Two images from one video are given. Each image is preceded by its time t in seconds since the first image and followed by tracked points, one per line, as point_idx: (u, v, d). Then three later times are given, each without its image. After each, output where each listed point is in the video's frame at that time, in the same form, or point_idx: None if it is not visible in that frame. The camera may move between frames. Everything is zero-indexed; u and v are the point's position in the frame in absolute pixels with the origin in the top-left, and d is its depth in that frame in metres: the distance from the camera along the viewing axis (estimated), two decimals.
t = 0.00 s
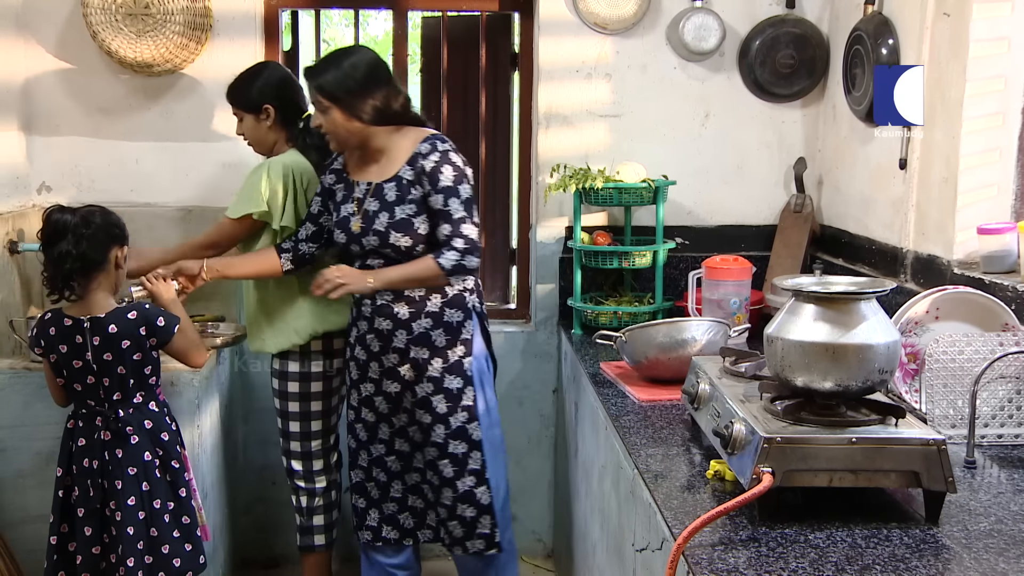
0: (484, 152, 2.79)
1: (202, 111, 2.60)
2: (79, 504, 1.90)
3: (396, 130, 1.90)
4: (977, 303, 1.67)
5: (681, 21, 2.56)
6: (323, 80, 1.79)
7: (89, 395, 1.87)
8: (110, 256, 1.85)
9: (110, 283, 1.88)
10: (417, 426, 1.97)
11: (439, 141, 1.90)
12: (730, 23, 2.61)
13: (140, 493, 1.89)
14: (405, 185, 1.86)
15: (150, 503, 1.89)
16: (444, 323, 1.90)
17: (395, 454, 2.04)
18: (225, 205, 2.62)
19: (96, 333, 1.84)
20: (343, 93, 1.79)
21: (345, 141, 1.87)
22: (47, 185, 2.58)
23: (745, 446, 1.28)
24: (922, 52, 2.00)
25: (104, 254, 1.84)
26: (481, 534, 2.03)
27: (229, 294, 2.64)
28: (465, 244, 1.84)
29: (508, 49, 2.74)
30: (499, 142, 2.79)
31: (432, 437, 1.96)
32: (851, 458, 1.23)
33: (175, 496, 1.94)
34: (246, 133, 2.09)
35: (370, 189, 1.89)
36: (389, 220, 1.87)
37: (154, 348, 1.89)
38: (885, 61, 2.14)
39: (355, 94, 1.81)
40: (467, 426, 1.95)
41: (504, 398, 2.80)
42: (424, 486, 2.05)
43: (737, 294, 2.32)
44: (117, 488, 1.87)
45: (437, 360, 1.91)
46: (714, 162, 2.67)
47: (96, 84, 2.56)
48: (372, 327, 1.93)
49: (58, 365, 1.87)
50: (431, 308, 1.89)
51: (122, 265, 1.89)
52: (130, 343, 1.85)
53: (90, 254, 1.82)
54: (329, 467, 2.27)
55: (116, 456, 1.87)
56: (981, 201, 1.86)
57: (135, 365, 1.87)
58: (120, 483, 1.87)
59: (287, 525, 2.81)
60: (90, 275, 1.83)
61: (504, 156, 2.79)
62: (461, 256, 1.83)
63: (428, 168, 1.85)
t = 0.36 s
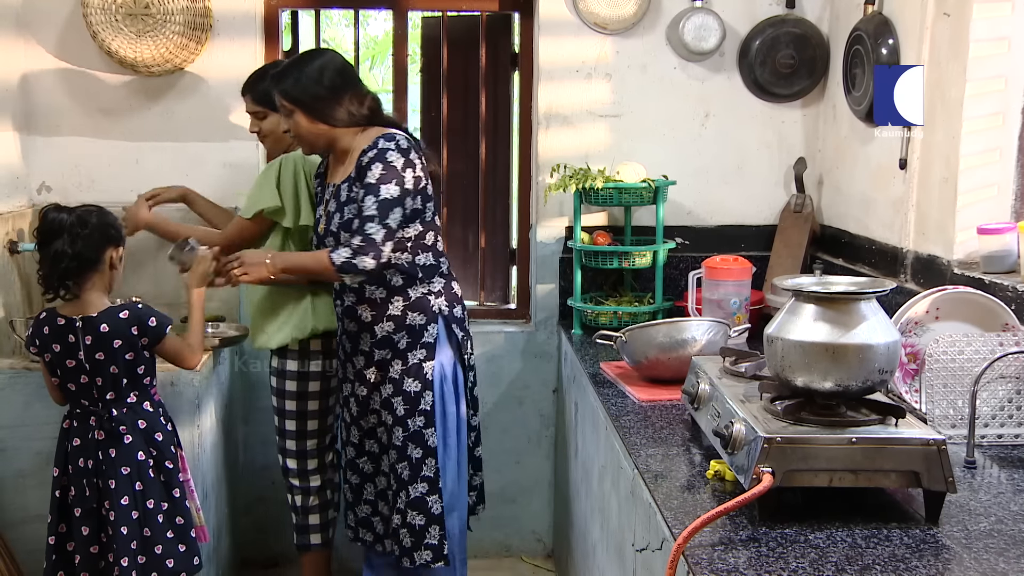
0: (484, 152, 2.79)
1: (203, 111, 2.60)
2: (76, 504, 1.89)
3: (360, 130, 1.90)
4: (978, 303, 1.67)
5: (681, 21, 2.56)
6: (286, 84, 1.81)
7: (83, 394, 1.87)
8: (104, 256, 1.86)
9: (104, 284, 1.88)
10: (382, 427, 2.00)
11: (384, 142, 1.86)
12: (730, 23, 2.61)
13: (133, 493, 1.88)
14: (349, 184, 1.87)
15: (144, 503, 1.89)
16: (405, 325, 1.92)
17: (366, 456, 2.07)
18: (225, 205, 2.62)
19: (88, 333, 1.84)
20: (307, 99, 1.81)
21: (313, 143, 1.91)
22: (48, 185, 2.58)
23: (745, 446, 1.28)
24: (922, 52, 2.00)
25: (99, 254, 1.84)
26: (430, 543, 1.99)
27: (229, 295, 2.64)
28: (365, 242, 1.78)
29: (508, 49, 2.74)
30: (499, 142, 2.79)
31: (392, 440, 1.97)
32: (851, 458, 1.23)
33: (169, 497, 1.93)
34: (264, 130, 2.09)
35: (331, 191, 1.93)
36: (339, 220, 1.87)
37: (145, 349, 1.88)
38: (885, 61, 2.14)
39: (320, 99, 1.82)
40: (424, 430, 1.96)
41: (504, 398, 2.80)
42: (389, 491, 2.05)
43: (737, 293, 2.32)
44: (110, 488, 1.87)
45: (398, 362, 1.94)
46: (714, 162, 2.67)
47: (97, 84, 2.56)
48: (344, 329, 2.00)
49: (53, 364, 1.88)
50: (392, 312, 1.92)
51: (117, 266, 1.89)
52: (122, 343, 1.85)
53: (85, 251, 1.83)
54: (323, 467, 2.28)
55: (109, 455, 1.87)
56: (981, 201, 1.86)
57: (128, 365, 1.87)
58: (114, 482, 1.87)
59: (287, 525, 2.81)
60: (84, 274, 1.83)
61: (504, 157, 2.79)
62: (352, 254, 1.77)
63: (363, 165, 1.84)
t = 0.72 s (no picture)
0: (484, 152, 2.79)
1: (203, 111, 2.60)
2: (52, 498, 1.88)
3: (345, 133, 1.90)
4: (978, 303, 1.67)
5: (681, 21, 2.56)
6: (272, 86, 1.81)
7: (60, 387, 1.86)
8: (85, 252, 1.84)
9: (88, 280, 1.86)
10: (371, 434, 1.98)
11: (363, 144, 1.85)
12: (730, 23, 2.61)
13: (95, 491, 1.85)
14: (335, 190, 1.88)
15: (105, 501, 1.85)
16: (393, 329, 1.92)
17: (354, 462, 2.06)
18: (225, 205, 2.62)
19: (61, 324, 1.82)
20: (293, 101, 1.82)
21: (302, 144, 1.92)
22: (48, 185, 2.58)
23: (745, 446, 1.28)
24: (922, 52, 2.00)
25: (77, 250, 1.83)
26: (438, 542, 2.00)
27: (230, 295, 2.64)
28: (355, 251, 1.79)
29: (508, 49, 2.74)
30: (499, 142, 2.79)
31: (385, 445, 1.96)
32: (852, 458, 1.23)
33: (131, 501, 1.87)
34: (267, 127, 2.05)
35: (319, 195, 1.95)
36: (325, 224, 1.90)
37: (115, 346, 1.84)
38: (885, 61, 2.14)
39: (307, 101, 1.82)
40: (420, 434, 1.96)
41: (504, 398, 2.80)
42: (373, 501, 2.03)
43: (737, 293, 2.32)
44: (73, 484, 1.84)
45: (388, 367, 1.93)
46: (714, 163, 2.67)
47: (97, 84, 2.56)
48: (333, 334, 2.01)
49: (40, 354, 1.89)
50: (379, 315, 1.92)
51: (101, 263, 1.86)
52: (92, 337, 1.82)
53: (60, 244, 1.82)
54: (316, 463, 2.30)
55: (75, 451, 1.84)
56: (981, 201, 1.86)
57: (98, 360, 1.84)
58: (76, 479, 1.84)
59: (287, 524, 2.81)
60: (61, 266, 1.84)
61: (503, 157, 2.79)
62: (343, 263, 1.78)
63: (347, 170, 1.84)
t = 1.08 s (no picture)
0: (484, 153, 2.79)
1: (202, 112, 2.60)
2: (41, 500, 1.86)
3: (343, 134, 1.91)
4: (978, 303, 1.67)
5: (680, 21, 2.56)
6: (266, 88, 1.81)
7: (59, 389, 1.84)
8: (88, 255, 1.78)
9: (93, 284, 1.81)
10: (373, 436, 1.98)
11: (371, 145, 1.86)
12: (729, 23, 2.61)
13: (73, 500, 1.80)
14: (342, 191, 1.88)
15: (81, 513, 1.81)
16: (396, 330, 1.92)
17: (354, 465, 2.05)
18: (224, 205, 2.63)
19: (61, 327, 1.78)
20: (287, 104, 1.82)
21: (298, 146, 1.92)
22: (47, 185, 2.58)
23: (744, 446, 1.28)
24: (922, 52, 2.00)
25: (81, 254, 1.77)
26: (440, 544, 2.01)
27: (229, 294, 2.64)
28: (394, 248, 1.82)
29: (508, 49, 2.74)
30: (499, 143, 2.79)
31: (388, 447, 1.97)
32: (851, 458, 1.23)
33: (111, 515, 1.82)
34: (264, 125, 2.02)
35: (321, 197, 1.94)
36: (331, 227, 1.90)
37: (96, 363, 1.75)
38: (885, 61, 2.14)
39: (301, 104, 1.82)
40: (423, 435, 1.96)
41: (504, 398, 2.80)
42: (375, 503, 2.02)
43: (737, 293, 2.32)
44: (53, 489, 1.81)
45: (392, 368, 1.94)
46: (714, 163, 2.68)
47: (96, 84, 2.56)
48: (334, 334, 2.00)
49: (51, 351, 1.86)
50: (382, 316, 1.91)
51: (103, 267, 1.80)
52: (81, 346, 1.75)
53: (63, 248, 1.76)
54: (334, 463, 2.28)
55: (63, 454, 1.81)
56: (981, 201, 1.86)
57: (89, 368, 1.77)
58: (58, 483, 1.80)
59: (287, 525, 2.81)
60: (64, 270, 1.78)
61: (503, 158, 2.79)
62: (389, 262, 1.81)
63: (359, 172, 1.84)
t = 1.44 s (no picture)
0: (483, 154, 2.79)
1: (201, 112, 2.59)
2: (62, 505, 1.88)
3: (345, 135, 1.92)
4: (976, 303, 1.67)
5: (678, 21, 2.56)
6: (266, 88, 1.81)
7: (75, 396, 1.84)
8: (110, 259, 1.78)
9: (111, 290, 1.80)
10: (375, 437, 1.98)
11: (375, 142, 1.87)
12: (728, 23, 2.61)
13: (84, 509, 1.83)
14: (346, 191, 1.88)
15: (93, 523, 1.83)
16: (397, 330, 1.92)
17: (355, 466, 2.05)
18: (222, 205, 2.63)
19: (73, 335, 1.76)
20: (287, 104, 1.81)
21: (300, 145, 1.92)
22: (45, 185, 2.58)
23: (743, 446, 1.28)
24: (920, 52, 2.00)
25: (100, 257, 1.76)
26: (441, 545, 2.02)
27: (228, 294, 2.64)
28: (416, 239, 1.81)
29: (506, 49, 2.74)
30: (498, 144, 2.79)
31: (390, 448, 1.97)
32: (849, 458, 1.23)
33: (120, 526, 1.82)
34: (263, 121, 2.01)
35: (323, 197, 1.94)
36: (332, 227, 1.90)
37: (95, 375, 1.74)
38: (884, 61, 2.14)
39: (301, 104, 1.82)
40: (424, 436, 1.96)
41: (503, 397, 2.80)
42: (376, 505, 2.02)
43: (735, 293, 2.32)
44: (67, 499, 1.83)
45: (393, 368, 1.94)
46: (712, 162, 2.68)
47: (94, 83, 2.56)
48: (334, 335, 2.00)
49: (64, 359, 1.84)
50: (384, 316, 1.91)
51: (123, 270, 1.80)
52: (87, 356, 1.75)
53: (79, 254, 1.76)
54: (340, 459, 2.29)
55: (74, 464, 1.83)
56: (979, 201, 1.86)
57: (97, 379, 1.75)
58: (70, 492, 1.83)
59: (285, 525, 2.81)
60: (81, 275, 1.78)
61: (502, 158, 2.79)
62: (414, 256, 1.80)
63: (366, 170, 1.84)
